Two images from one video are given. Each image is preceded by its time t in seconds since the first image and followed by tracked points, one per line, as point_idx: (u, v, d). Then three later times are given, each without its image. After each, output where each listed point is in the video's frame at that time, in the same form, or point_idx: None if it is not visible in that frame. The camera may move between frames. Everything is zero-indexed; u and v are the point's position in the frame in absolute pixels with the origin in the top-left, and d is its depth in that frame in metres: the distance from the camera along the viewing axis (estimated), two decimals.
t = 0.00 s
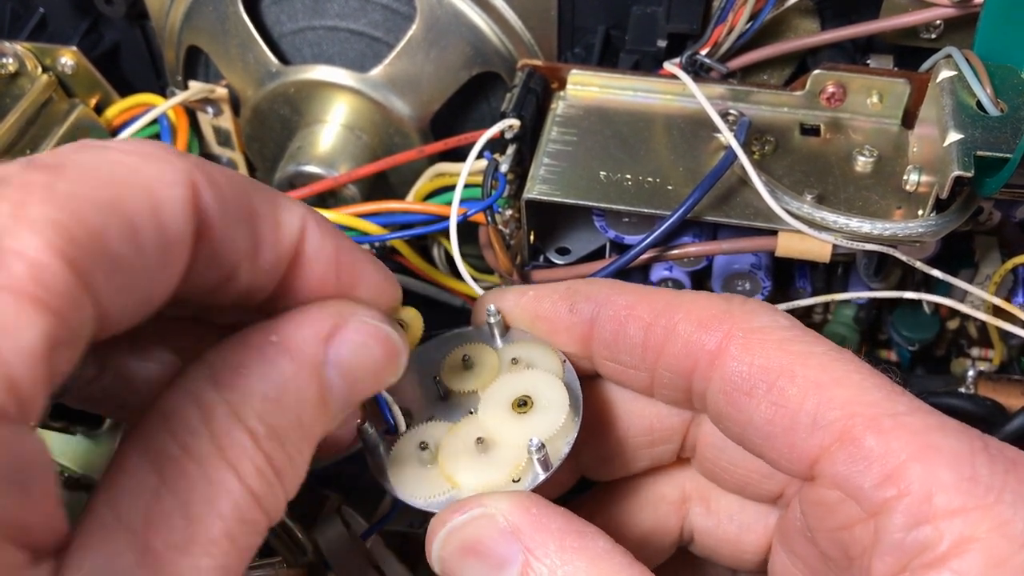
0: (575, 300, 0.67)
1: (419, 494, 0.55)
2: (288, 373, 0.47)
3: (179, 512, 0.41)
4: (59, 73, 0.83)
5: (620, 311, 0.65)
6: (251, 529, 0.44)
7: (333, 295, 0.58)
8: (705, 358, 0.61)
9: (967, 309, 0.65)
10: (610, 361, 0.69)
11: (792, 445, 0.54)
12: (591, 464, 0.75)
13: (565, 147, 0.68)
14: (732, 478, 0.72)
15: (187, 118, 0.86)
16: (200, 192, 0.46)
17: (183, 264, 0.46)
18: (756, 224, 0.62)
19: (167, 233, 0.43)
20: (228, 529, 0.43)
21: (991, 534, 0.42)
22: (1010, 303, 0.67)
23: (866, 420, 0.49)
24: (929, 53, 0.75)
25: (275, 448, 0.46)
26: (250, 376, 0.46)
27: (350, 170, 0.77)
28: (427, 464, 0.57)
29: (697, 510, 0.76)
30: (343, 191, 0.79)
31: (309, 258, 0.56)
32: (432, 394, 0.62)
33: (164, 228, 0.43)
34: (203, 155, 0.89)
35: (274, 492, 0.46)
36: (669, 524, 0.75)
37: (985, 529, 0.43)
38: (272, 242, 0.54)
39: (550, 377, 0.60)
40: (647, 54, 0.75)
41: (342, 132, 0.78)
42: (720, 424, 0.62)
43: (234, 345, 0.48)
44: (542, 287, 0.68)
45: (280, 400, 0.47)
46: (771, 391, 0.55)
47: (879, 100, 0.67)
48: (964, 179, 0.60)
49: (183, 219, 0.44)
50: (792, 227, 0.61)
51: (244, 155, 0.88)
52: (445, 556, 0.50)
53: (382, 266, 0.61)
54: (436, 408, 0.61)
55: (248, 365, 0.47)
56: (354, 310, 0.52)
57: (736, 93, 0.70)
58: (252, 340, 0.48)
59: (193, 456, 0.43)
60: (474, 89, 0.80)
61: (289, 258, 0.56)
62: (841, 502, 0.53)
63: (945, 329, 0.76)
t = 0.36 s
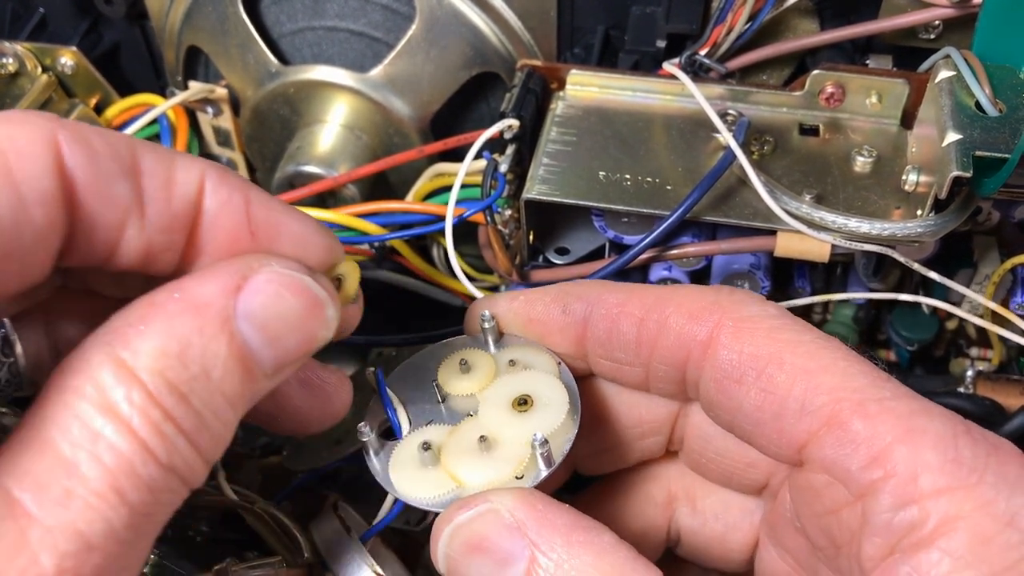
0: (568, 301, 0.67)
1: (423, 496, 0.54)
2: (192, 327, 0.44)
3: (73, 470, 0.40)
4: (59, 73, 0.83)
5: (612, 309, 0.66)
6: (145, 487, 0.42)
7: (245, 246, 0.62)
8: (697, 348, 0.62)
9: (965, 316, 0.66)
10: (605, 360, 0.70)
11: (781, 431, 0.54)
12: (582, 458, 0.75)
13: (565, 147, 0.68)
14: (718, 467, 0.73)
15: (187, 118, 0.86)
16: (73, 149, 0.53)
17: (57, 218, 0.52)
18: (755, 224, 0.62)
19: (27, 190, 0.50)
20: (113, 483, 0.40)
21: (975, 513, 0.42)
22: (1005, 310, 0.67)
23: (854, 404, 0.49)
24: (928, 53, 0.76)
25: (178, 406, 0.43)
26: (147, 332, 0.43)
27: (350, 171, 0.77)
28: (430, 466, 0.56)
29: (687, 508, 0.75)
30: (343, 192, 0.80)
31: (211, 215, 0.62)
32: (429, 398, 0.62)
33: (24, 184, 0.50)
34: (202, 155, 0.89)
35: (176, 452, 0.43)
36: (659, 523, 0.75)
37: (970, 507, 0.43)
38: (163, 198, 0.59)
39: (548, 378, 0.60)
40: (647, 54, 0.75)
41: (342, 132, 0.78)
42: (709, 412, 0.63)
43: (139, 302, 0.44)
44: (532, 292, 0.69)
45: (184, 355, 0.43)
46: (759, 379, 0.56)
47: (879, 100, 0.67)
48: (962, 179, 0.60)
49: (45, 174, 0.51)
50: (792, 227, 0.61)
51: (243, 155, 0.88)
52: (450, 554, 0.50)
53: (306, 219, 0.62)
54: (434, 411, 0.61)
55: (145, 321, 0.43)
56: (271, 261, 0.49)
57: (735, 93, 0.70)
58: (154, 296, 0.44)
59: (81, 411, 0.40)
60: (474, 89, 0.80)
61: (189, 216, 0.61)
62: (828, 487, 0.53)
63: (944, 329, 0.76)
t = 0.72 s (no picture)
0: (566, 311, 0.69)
1: (443, 492, 0.54)
2: (164, 329, 0.45)
3: (45, 475, 0.41)
4: (59, 73, 0.83)
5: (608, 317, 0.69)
6: (117, 487, 0.43)
7: (222, 246, 0.64)
8: (694, 349, 0.67)
9: (960, 323, 0.66)
10: (599, 366, 0.72)
11: (788, 413, 0.61)
12: (589, 453, 0.77)
13: (564, 147, 0.68)
14: (715, 478, 0.74)
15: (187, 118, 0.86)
16: (38, 159, 0.55)
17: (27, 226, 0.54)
18: (755, 224, 0.62)
19: None
20: (86, 485, 0.42)
21: (990, 454, 0.47)
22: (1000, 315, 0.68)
23: (853, 377, 0.56)
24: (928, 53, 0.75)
25: (152, 408, 0.44)
26: (120, 335, 0.44)
27: (349, 171, 0.78)
28: (447, 463, 0.56)
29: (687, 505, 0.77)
30: (343, 191, 0.80)
31: (184, 216, 0.63)
32: (435, 404, 0.62)
33: None
34: (202, 154, 0.90)
35: (149, 452, 0.44)
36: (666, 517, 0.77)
37: (982, 451, 0.47)
38: (133, 202, 0.61)
39: (555, 379, 0.61)
40: (646, 54, 0.75)
41: (341, 132, 0.78)
42: (711, 411, 0.68)
43: (112, 305, 0.45)
44: (533, 305, 0.70)
45: (157, 358, 0.44)
46: (761, 367, 0.62)
47: (879, 100, 0.67)
48: (962, 179, 0.60)
49: (11, 185, 0.52)
50: (792, 227, 0.61)
51: (243, 155, 0.89)
52: (478, 544, 0.50)
53: (281, 217, 0.63)
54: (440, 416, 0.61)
55: (119, 322, 0.44)
56: (246, 260, 0.50)
57: (735, 93, 0.70)
58: (128, 298, 0.45)
59: (55, 414, 0.42)
60: (474, 89, 0.80)
61: (161, 218, 0.62)
62: (839, 459, 0.58)
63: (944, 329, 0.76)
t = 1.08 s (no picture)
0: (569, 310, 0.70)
1: (468, 487, 0.55)
2: (191, 361, 0.46)
3: (75, 505, 0.43)
4: (59, 73, 0.83)
5: (610, 315, 0.71)
6: (144, 518, 0.45)
7: (250, 279, 0.64)
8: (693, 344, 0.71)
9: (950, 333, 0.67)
10: (599, 362, 0.74)
11: (793, 387, 0.67)
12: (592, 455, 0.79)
13: (565, 147, 0.68)
14: (706, 485, 0.78)
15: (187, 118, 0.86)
16: (68, 195, 0.55)
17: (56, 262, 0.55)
18: (755, 224, 0.62)
19: (23, 239, 0.53)
20: (114, 516, 0.44)
21: (986, 404, 0.53)
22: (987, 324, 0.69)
23: (849, 352, 0.64)
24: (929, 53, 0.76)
25: (178, 439, 0.46)
26: (149, 367, 0.45)
27: (350, 171, 0.78)
28: (467, 459, 0.57)
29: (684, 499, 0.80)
30: (343, 192, 0.80)
31: (212, 247, 0.63)
32: (442, 404, 0.62)
33: (19, 232, 0.53)
34: (202, 154, 0.90)
35: (175, 483, 0.46)
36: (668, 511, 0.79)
37: (979, 403, 0.54)
38: (162, 235, 0.61)
39: (563, 375, 0.63)
40: (647, 54, 0.75)
41: (342, 132, 0.79)
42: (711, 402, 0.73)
43: (143, 335, 0.47)
44: (534, 309, 0.71)
45: (184, 390, 0.45)
46: (761, 350, 0.68)
47: (879, 100, 0.67)
48: (963, 180, 0.60)
49: (40, 220, 0.53)
50: (792, 227, 0.61)
51: (243, 155, 0.89)
52: (513, 531, 0.51)
53: (309, 247, 0.64)
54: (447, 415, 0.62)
55: (148, 354, 0.45)
56: (272, 292, 0.50)
57: (736, 93, 0.70)
58: (157, 329, 0.46)
59: (84, 445, 0.43)
60: (474, 89, 0.80)
61: (190, 250, 0.62)
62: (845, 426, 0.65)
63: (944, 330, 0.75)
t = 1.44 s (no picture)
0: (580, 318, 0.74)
1: (488, 498, 0.58)
2: (228, 386, 0.47)
3: (112, 530, 0.42)
4: (60, 73, 0.83)
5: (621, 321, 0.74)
6: (179, 543, 0.44)
7: (287, 304, 0.65)
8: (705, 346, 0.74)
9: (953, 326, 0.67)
10: (611, 367, 0.77)
11: (802, 386, 0.70)
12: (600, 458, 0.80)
13: (565, 147, 0.68)
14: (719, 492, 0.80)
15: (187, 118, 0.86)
16: (111, 222, 0.55)
17: (99, 288, 0.55)
18: (756, 224, 0.62)
19: (68, 265, 0.52)
20: (150, 541, 0.43)
21: (993, 398, 0.55)
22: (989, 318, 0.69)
23: (856, 352, 0.67)
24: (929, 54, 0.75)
25: (214, 463, 0.46)
26: (186, 392, 0.46)
27: (350, 171, 0.78)
28: (485, 469, 0.60)
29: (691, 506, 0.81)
30: (344, 192, 0.80)
31: (250, 274, 0.64)
32: (457, 415, 0.65)
33: (65, 259, 0.52)
34: (203, 155, 0.91)
35: (209, 507, 0.46)
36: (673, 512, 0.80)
37: (982, 398, 0.56)
38: (202, 261, 0.61)
39: (575, 385, 0.66)
40: (647, 54, 0.74)
41: (342, 132, 0.79)
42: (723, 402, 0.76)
43: (179, 360, 0.47)
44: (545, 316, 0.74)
45: (220, 414, 0.46)
46: (772, 352, 0.71)
47: (879, 100, 0.67)
48: (962, 179, 0.60)
49: (85, 247, 0.53)
50: (793, 227, 0.61)
51: (243, 155, 0.90)
52: (534, 539, 0.51)
53: (344, 273, 0.66)
54: (463, 426, 0.65)
55: (185, 379, 0.46)
56: (307, 317, 0.52)
57: (736, 93, 0.70)
58: (194, 354, 0.47)
59: (122, 469, 0.43)
60: (475, 89, 0.81)
61: (228, 277, 0.63)
62: (852, 424, 0.67)
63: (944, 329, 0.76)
